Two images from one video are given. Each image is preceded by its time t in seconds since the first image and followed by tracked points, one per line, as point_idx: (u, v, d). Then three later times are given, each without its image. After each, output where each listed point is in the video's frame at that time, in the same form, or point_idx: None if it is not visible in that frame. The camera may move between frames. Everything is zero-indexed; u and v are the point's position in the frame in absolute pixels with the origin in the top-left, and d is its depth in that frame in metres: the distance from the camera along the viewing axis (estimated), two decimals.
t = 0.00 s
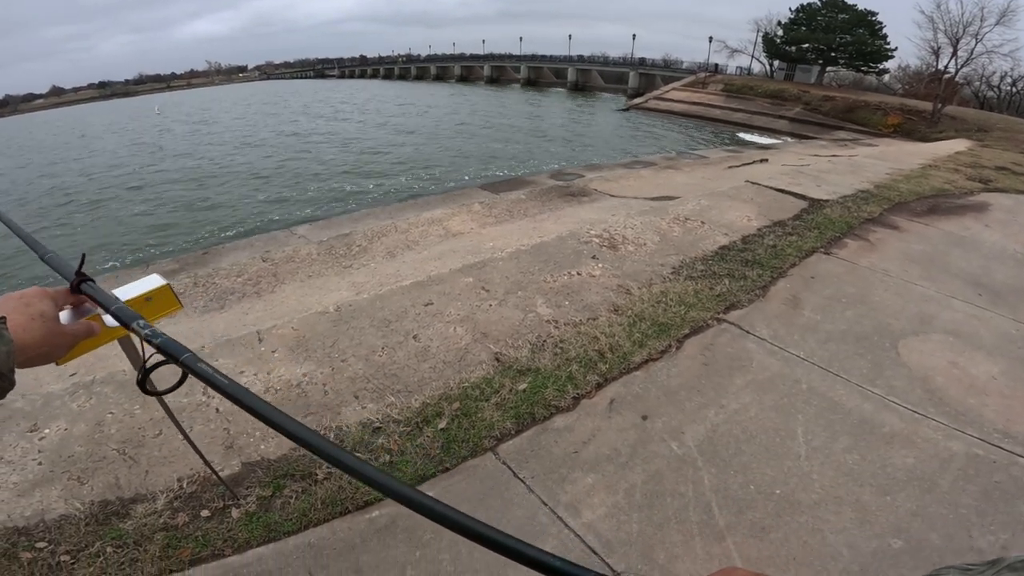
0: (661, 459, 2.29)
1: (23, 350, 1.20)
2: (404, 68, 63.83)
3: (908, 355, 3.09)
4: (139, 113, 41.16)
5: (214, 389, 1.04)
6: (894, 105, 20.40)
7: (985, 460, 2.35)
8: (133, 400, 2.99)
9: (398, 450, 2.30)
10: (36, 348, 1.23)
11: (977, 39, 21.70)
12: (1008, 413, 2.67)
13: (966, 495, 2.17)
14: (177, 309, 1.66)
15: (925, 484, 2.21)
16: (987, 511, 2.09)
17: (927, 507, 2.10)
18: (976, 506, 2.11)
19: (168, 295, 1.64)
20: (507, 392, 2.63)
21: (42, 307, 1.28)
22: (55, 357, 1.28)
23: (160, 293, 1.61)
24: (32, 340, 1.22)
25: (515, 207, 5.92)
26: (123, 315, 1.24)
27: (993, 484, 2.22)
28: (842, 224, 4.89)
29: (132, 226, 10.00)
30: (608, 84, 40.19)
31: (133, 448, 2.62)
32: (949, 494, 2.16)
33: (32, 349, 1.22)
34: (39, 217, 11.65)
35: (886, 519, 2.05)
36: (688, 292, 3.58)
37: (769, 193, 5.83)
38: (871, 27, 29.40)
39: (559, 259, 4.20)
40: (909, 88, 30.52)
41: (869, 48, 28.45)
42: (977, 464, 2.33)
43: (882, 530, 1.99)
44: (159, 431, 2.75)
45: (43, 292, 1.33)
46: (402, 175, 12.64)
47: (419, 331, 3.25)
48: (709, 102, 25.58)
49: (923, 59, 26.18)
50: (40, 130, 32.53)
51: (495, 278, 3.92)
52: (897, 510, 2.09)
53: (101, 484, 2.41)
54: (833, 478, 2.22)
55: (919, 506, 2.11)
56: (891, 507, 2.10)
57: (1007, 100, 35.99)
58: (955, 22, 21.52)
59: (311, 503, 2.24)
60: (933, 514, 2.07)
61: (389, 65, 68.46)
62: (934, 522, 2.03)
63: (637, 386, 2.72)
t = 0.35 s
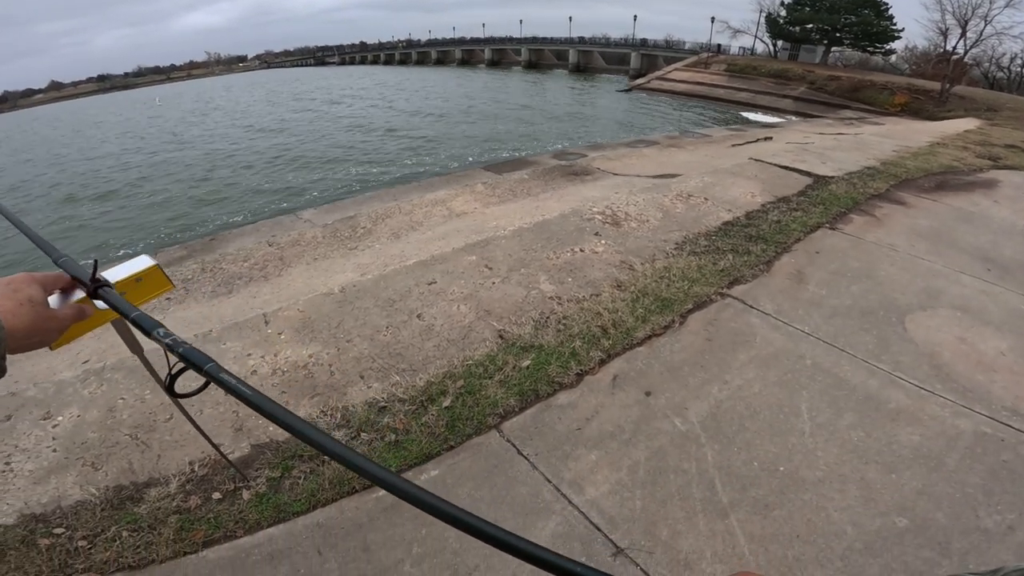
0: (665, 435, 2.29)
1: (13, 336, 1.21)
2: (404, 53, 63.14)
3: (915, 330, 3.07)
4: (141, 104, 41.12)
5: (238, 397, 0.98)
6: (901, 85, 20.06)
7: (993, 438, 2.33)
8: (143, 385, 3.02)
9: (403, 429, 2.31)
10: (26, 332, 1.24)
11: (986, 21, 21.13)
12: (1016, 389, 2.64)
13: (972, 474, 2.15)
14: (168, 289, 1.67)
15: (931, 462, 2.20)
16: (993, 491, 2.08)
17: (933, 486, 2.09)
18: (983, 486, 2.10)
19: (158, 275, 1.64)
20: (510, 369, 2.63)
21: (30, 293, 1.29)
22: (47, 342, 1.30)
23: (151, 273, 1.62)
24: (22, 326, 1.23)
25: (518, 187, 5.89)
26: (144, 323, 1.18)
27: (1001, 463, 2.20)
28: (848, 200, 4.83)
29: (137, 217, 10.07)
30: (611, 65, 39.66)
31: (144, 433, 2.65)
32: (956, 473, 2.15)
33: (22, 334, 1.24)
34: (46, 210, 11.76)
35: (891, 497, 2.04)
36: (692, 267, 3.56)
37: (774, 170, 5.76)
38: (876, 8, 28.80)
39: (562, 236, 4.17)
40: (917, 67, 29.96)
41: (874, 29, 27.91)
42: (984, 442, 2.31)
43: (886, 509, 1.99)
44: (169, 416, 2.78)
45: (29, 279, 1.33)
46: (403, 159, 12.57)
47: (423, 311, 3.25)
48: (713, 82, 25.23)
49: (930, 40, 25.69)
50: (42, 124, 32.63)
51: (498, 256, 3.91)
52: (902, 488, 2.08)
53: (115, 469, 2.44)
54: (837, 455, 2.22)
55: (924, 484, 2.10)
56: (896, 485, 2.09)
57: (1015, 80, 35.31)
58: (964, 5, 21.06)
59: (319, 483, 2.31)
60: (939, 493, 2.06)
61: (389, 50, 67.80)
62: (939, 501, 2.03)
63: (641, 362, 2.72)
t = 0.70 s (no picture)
0: (676, 410, 2.29)
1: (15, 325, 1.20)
2: (405, 39, 62.52)
3: (931, 301, 3.02)
4: (146, 96, 41.16)
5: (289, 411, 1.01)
6: (912, 60, 19.62)
7: (1012, 412, 2.29)
8: (161, 373, 3.07)
9: (415, 408, 2.33)
10: (27, 321, 1.23)
11: None
12: None
13: (991, 449, 2.11)
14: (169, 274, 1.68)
15: (949, 437, 2.17)
16: (1013, 466, 2.05)
17: (950, 462, 2.06)
18: (1002, 462, 2.06)
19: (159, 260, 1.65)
20: (520, 345, 2.63)
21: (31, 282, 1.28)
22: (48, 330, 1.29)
23: (151, 259, 1.62)
24: (23, 315, 1.22)
25: (525, 165, 5.84)
26: (181, 330, 1.21)
27: (1019, 437, 2.16)
28: (860, 172, 4.74)
29: (146, 209, 10.12)
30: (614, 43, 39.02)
31: (165, 420, 2.72)
32: (974, 448, 2.12)
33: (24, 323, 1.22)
34: (58, 205, 11.86)
35: (907, 472, 2.02)
36: (701, 240, 3.52)
37: (784, 143, 5.67)
38: None
39: (568, 212, 4.14)
40: (928, 41, 29.24)
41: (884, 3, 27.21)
42: (1003, 416, 2.27)
43: (903, 485, 1.97)
44: (187, 402, 2.85)
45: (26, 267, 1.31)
46: (406, 142, 12.48)
47: (431, 289, 3.24)
48: (719, 58, 24.78)
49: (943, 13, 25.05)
50: (48, 120, 32.86)
51: (505, 233, 3.88)
52: (919, 464, 2.05)
53: (139, 457, 2.52)
54: (852, 430, 2.20)
55: (942, 460, 2.07)
56: (913, 461, 2.07)
57: None
58: None
59: (334, 464, 2.42)
60: (956, 469, 2.03)
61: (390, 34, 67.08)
62: (957, 477, 2.00)
63: (651, 336, 2.71)
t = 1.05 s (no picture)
0: (697, 379, 2.32)
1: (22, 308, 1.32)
2: (405, 21, 61.74)
3: (958, 264, 2.96)
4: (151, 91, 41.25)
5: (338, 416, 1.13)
6: (927, 29, 19.07)
7: None
8: (185, 359, 3.12)
9: (434, 384, 2.37)
10: (34, 303, 1.35)
11: None
12: None
13: None
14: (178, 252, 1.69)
15: (981, 405, 2.14)
16: None
17: (984, 431, 2.04)
18: None
19: (165, 237, 1.65)
20: (536, 318, 2.66)
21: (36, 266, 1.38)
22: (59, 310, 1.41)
23: (156, 236, 1.63)
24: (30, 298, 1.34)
25: (534, 141, 5.78)
26: (226, 338, 1.32)
27: None
28: (879, 138, 4.63)
29: (158, 203, 10.21)
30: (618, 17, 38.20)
31: (191, 406, 2.78)
32: (1007, 416, 2.09)
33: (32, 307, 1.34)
34: (72, 203, 12.00)
35: (941, 443, 2.00)
36: (717, 207, 3.48)
37: (799, 112, 5.55)
38: None
39: (580, 184, 4.10)
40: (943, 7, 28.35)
41: None
42: None
43: (936, 455, 1.95)
44: (212, 387, 2.90)
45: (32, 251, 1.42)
46: (412, 125, 12.40)
47: (445, 265, 3.24)
48: (726, 29, 24.20)
49: None
50: (56, 118, 33.09)
51: (517, 207, 3.86)
52: (952, 434, 2.03)
53: (169, 444, 2.59)
54: (882, 398, 2.19)
55: (975, 430, 2.04)
56: (947, 431, 2.04)
57: None
58: None
59: (357, 445, 2.47)
60: (990, 438, 2.01)
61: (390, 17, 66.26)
62: (991, 446, 1.98)
63: (669, 304, 2.73)
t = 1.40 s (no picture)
0: (724, 348, 2.43)
1: (31, 278, 1.31)
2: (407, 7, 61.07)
3: (995, 228, 2.92)
4: (157, 87, 41.47)
5: (363, 402, 1.24)
6: None
7: None
8: (212, 344, 3.17)
9: (455, 360, 2.47)
10: (46, 274, 1.34)
11: None
12: None
13: None
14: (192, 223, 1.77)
15: None
16: None
17: None
18: None
19: (176, 209, 1.73)
20: (556, 290, 2.78)
21: (47, 234, 1.39)
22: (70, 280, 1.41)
23: (169, 207, 1.70)
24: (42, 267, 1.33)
25: (546, 119, 5.75)
26: (250, 321, 1.37)
27: None
28: (904, 107, 4.51)
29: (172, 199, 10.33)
30: None
31: (218, 390, 2.84)
32: None
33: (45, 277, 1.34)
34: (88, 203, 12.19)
35: (983, 414, 2.03)
36: (737, 176, 3.54)
37: (819, 82, 5.43)
38: None
39: (594, 157, 4.11)
40: None
41: None
42: None
43: (978, 426, 1.98)
44: (238, 371, 2.96)
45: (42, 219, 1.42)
46: (421, 110, 12.36)
47: (462, 241, 3.32)
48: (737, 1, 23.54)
49: None
50: (66, 118, 33.40)
51: (531, 181, 3.88)
52: (995, 405, 2.05)
53: (199, 429, 2.64)
54: (919, 365, 2.23)
55: (1019, 400, 2.05)
56: (989, 401, 2.06)
57: None
58: None
59: (381, 425, 2.49)
60: None
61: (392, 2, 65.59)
62: None
63: (692, 273, 2.84)
